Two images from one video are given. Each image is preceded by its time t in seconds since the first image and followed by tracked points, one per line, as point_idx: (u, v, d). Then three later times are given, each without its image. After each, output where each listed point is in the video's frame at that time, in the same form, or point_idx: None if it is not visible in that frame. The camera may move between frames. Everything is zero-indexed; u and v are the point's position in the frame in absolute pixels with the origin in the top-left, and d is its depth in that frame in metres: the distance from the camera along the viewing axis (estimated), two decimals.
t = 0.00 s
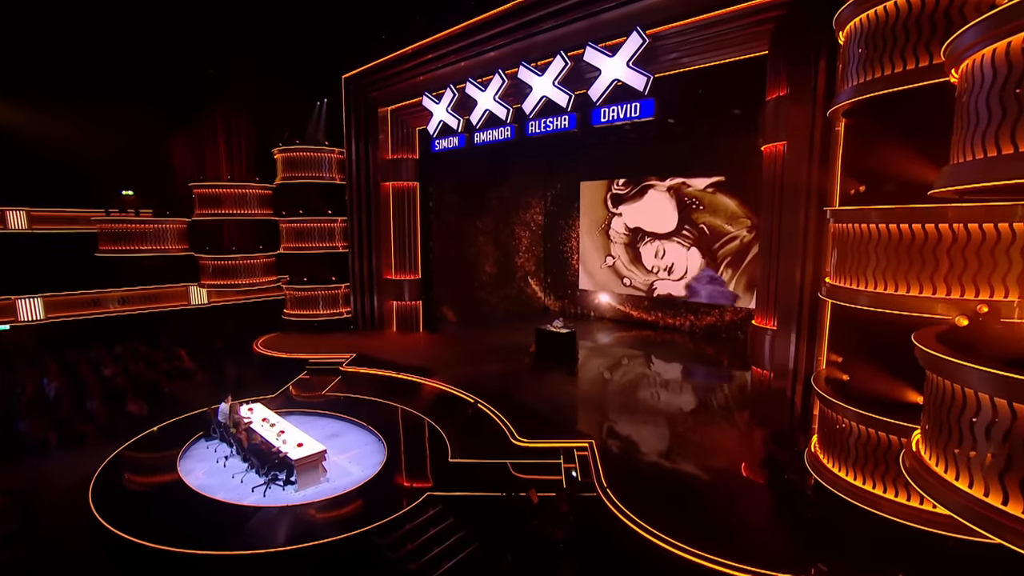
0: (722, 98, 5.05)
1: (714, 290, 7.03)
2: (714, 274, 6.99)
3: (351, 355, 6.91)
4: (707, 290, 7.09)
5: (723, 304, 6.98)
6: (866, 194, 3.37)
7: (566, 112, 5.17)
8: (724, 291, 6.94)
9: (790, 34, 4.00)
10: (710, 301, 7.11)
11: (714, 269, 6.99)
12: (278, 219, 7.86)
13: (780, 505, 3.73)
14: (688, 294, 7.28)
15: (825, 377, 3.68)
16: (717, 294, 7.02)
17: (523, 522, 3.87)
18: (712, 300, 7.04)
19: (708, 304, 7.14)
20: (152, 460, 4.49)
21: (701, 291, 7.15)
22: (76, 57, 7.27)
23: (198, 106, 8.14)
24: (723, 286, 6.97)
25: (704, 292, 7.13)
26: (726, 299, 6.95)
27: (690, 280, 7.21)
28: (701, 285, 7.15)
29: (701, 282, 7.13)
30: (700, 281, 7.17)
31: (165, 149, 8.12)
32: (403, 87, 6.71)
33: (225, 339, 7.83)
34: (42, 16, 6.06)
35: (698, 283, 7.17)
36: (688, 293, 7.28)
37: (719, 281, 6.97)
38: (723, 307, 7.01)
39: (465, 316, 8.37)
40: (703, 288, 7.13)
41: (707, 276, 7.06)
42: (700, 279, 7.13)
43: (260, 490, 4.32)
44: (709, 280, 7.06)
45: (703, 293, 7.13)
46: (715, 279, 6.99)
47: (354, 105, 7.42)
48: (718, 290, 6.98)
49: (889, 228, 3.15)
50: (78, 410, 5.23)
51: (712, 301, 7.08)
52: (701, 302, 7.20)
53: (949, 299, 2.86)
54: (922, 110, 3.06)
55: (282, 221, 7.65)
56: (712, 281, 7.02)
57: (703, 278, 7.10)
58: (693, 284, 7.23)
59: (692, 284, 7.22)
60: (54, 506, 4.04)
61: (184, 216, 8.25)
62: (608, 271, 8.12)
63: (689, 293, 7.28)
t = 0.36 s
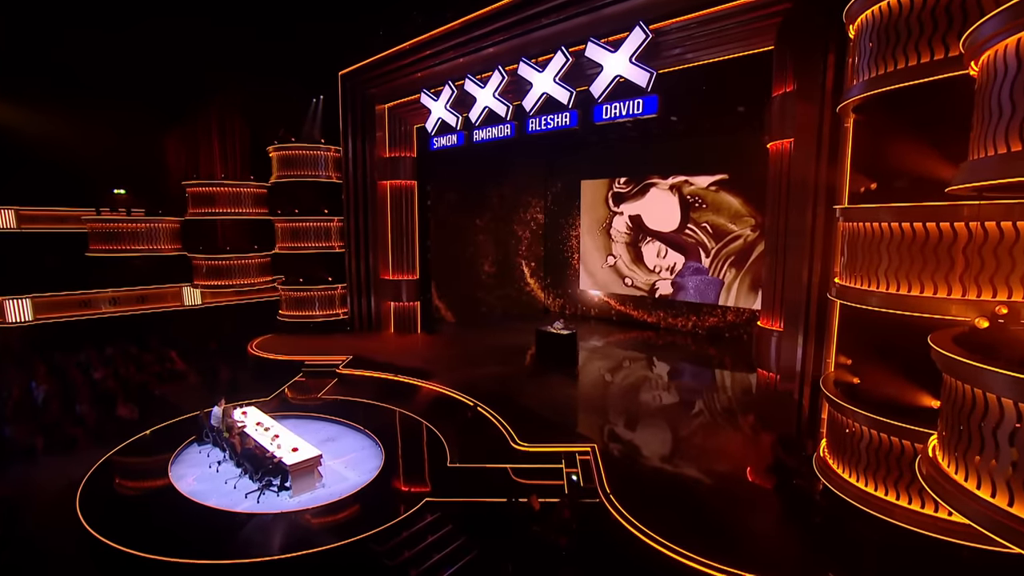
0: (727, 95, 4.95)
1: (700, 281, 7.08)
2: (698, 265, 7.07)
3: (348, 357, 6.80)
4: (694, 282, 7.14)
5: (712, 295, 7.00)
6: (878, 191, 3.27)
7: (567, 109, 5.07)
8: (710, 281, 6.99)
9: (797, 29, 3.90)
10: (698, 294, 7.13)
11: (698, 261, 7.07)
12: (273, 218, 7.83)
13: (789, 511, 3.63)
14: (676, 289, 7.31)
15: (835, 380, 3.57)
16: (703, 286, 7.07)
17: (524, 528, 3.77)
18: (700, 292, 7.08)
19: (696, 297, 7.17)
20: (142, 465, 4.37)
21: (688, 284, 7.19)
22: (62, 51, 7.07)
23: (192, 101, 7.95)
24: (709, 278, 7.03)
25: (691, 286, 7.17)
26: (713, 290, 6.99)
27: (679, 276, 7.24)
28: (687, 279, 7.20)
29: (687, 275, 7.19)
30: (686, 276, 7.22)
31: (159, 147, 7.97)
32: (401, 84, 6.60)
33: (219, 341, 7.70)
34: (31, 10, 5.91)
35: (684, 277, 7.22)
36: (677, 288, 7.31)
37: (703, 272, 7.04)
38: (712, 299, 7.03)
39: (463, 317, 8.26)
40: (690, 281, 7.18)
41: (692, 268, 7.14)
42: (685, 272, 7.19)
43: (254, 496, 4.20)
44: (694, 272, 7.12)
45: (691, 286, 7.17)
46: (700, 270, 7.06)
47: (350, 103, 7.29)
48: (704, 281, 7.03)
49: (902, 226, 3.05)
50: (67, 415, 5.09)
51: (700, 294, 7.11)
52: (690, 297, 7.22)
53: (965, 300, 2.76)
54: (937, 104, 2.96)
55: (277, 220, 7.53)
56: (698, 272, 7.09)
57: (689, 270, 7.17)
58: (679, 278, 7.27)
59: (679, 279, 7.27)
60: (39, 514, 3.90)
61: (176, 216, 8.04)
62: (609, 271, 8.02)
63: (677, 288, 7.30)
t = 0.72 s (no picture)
0: (728, 92, 4.85)
1: (701, 279, 6.99)
2: (700, 262, 6.97)
3: (343, 360, 6.68)
4: (695, 280, 7.05)
5: (714, 293, 6.91)
6: (887, 189, 3.17)
7: (566, 106, 4.97)
8: (712, 279, 6.90)
9: (802, 24, 3.81)
10: (699, 293, 7.04)
11: (699, 258, 6.96)
12: (266, 217, 7.65)
13: (796, 518, 3.53)
14: (677, 288, 7.22)
15: (843, 383, 3.47)
16: (705, 284, 6.98)
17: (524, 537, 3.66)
18: (701, 289, 7.00)
19: (697, 296, 7.07)
20: (131, 471, 4.24)
21: (690, 282, 7.10)
22: (50, 45, 6.87)
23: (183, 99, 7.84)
24: (710, 275, 6.94)
25: (693, 284, 7.08)
26: (715, 287, 6.89)
27: (678, 273, 7.15)
28: (688, 276, 7.11)
29: (688, 273, 7.09)
30: (687, 273, 7.12)
31: (151, 146, 7.81)
32: (397, 81, 6.48)
33: (211, 344, 7.54)
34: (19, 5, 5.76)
35: (685, 275, 7.12)
36: (678, 286, 7.21)
37: (705, 269, 6.94)
38: (713, 297, 6.94)
39: (461, 319, 8.14)
40: (691, 279, 7.08)
41: (693, 266, 7.04)
42: (686, 270, 7.09)
43: (246, 504, 4.08)
44: (695, 269, 7.03)
45: (692, 284, 7.08)
46: (702, 267, 6.97)
47: (345, 101, 7.17)
48: (706, 279, 6.94)
49: (913, 224, 2.95)
50: (52, 421, 4.94)
51: (701, 292, 7.02)
52: (691, 296, 7.13)
53: (979, 301, 2.67)
54: (953, 99, 2.85)
55: (270, 220, 7.38)
56: (699, 270, 6.99)
57: (690, 268, 7.07)
58: (680, 276, 7.18)
59: (680, 277, 7.17)
60: (21, 523, 3.75)
61: (168, 214, 7.96)
62: (609, 271, 7.91)
63: (678, 285, 7.21)
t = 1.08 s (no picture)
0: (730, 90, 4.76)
1: (699, 274, 6.93)
2: (698, 257, 6.89)
3: (336, 363, 6.55)
4: (693, 276, 6.99)
5: (711, 288, 6.85)
6: (897, 187, 3.07)
7: (565, 103, 4.86)
8: (709, 273, 6.84)
9: (808, 18, 3.72)
10: (697, 288, 6.98)
11: (697, 252, 6.88)
12: (257, 217, 7.49)
13: (803, 525, 3.42)
14: (675, 284, 7.15)
15: (851, 386, 3.38)
16: (703, 279, 6.91)
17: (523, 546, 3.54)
18: (697, 284, 6.95)
19: (695, 291, 7.01)
20: (116, 479, 4.10)
21: (688, 278, 7.03)
22: (35, 39, 6.72)
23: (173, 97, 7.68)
24: (706, 270, 6.88)
25: (690, 279, 7.02)
26: (712, 282, 6.83)
27: (673, 269, 7.10)
28: (685, 272, 7.04)
29: (685, 268, 7.03)
30: (683, 269, 7.07)
31: (139, 144, 7.67)
32: (392, 78, 6.36)
33: (200, 347, 7.38)
34: None
35: (682, 270, 7.06)
36: (676, 282, 7.15)
37: (702, 264, 6.88)
38: (711, 293, 6.88)
39: (457, 321, 8.02)
40: (689, 274, 7.02)
41: (690, 260, 6.97)
42: (684, 265, 7.03)
43: (235, 513, 3.94)
44: (693, 264, 6.96)
45: (689, 279, 7.02)
46: (699, 262, 6.90)
47: (339, 98, 7.04)
48: (703, 274, 6.88)
49: (924, 223, 2.85)
50: (34, 427, 4.79)
51: (698, 287, 6.96)
52: (688, 290, 7.07)
53: (993, 302, 2.58)
54: (967, 93, 2.76)
55: (262, 220, 7.22)
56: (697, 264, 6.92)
57: (687, 263, 7.00)
58: (677, 273, 7.12)
59: (677, 273, 7.11)
60: None
61: (155, 214, 7.80)
62: (607, 271, 7.81)
63: (675, 282, 7.15)
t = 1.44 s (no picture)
0: (731, 87, 4.66)
1: (700, 274, 6.82)
2: (699, 256, 6.78)
3: (329, 366, 6.42)
4: (695, 274, 6.87)
5: (714, 288, 6.74)
6: (907, 184, 2.96)
7: (563, 100, 4.75)
8: (711, 273, 6.73)
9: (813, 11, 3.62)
10: (698, 287, 6.87)
11: (699, 251, 6.76)
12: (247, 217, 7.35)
13: (810, 534, 3.30)
14: (675, 284, 7.03)
15: (858, 390, 3.27)
16: (704, 278, 6.81)
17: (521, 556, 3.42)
18: (699, 284, 6.84)
19: (696, 290, 6.90)
20: (99, 487, 3.95)
21: (689, 277, 6.92)
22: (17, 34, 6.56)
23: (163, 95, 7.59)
24: (709, 270, 6.76)
25: (692, 277, 6.91)
26: (714, 281, 6.73)
27: (675, 267, 6.97)
28: (687, 271, 6.93)
29: (687, 267, 6.91)
30: (685, 268, 6.94)
31: (126, 143, 7.52)
32: (385, 74, 6.23)
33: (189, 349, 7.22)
34: None
35: (684, 269, 6.94)
36: (676, 282, 7.03)
37: (704, 263, 6.76)
38: (712, 292, 6.78)
39: (452, 323, 7.89)
40: (690, 273, 6.91)
41: (692, 259, 6.85)
42: (685, 264, 6.91)
43: (222, 523, 3.80)
44: (695, 263, 6.85)
45: (691, 278, 6.91)
46: (701, 260, 6.78)
47: (331, 95, 6.90)
48: (705, 273, 6.77)
49: (935, 222, 2.76)
50: (13, 433, 4.62)
51: (700, 286, 6.85)
52: (689, 289, 6.96)
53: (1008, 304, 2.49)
54: (982, 86, 2.66)
55: (252, 220, 7.09)
56: (698, 263, 6.81)
57: (689, 262, 6.88)
58: (678, 271, 7.00)
59: (678, 271, 6.99)
60: None
61: (142, 214, 7.62)
62: (606, 271, 7.71)
63: (676, 280, 7.03)
